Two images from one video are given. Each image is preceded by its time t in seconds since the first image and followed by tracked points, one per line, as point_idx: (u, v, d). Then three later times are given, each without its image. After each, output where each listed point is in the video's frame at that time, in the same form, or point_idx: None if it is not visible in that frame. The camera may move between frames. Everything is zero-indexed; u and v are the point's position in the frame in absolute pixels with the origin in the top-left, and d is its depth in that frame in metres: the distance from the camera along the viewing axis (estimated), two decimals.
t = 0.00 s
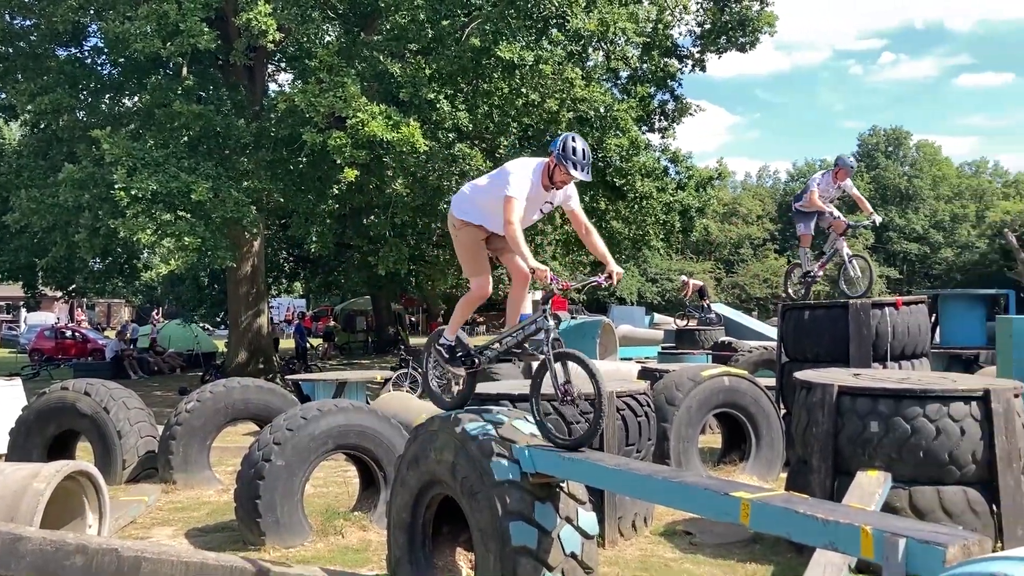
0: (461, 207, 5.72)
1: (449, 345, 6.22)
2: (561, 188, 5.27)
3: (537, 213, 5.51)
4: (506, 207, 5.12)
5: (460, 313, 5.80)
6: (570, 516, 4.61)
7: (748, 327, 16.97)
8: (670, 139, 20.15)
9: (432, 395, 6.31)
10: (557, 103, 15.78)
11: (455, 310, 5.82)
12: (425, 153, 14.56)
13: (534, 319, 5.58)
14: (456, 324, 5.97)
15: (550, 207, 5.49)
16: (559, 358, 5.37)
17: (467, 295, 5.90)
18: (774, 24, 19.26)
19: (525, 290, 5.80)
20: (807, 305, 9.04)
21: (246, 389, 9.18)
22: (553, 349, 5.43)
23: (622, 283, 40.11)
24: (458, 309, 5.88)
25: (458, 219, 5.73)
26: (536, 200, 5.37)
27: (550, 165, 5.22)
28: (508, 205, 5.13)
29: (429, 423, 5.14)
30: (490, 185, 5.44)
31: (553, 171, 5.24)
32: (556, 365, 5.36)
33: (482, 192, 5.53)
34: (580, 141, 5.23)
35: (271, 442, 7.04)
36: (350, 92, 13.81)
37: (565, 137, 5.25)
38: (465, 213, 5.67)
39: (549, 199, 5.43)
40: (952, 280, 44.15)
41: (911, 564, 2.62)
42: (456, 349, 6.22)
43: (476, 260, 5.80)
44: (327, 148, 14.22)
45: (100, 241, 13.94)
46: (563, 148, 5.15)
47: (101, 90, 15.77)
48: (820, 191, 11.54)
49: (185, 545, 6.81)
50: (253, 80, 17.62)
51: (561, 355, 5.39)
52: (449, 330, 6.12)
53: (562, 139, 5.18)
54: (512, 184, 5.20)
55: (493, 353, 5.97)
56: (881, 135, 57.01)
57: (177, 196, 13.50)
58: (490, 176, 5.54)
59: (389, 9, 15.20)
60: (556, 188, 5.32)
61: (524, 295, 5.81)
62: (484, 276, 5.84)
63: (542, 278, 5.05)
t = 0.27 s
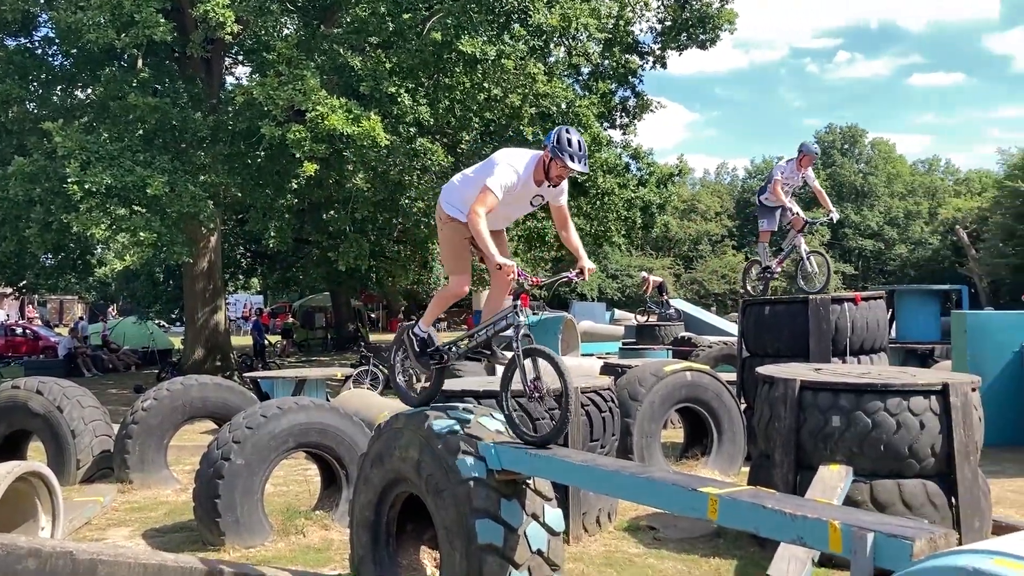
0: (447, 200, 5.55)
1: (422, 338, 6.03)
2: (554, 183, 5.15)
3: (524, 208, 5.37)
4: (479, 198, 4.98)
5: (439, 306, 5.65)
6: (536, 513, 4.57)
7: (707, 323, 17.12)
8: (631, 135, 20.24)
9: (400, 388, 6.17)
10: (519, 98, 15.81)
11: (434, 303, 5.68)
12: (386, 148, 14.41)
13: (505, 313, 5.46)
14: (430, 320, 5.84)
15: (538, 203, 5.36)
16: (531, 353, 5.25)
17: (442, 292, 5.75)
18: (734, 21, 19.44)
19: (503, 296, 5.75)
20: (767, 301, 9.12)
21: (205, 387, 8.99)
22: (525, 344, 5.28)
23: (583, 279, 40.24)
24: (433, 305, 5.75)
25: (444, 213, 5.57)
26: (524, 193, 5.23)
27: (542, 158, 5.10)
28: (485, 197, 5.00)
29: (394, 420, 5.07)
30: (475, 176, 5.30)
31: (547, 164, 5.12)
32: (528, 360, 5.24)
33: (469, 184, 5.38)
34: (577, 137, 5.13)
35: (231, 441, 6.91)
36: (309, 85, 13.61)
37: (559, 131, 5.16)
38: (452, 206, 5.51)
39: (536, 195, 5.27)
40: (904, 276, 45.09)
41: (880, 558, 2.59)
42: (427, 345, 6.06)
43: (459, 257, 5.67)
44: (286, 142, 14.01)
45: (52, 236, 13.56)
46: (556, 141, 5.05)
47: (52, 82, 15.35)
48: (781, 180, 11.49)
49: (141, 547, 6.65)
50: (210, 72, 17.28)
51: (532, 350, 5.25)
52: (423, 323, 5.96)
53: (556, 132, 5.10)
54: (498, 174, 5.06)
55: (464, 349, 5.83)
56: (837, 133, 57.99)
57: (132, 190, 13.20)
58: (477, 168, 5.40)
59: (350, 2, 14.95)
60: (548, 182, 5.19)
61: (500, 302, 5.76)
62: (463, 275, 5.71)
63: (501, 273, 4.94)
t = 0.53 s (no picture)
0: (446, 195, 5.52)
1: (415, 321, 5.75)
2: (554, 172, 5.08)
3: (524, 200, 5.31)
4: (473, 190, 4.92)
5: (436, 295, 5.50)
6: (501, 509, 4.59)
7: (665, 317, 17.27)
8: (590, 131, 20.32)
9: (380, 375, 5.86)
10: (479, 93, 15.77)
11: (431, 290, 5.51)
12: (344, 142, 14.22)
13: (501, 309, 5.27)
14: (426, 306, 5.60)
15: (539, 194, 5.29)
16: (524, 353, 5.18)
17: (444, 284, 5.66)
18: (691, 18, 19.61)
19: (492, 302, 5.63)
20: (726, 295, 9.24)
21: (161, 384, 8.81)
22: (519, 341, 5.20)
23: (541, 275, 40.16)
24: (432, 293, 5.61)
25: (443, 208, 5.54)
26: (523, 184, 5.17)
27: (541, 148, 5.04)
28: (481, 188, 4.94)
29: (357, 417, 5.03)
30: (473, 170, 5.26)
31: (547, 154, 5.06)
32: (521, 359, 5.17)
33: (466, 178, 5.35)
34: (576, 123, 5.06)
35: (189, 439, 6.79)
36: (266, 78, 13.42)
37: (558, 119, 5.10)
38: (450, 201, 5.48)
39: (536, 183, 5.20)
40: (854, 271, 46.04)
41: (848, 550, 2.65)
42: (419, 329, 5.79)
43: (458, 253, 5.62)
44: (243, 136, 13.79)
45: None
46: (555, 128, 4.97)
47: None
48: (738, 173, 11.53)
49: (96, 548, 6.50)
50: (163, 64, 16.90)
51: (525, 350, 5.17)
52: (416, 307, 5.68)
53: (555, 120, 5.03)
54: (495, 166, 5.01)
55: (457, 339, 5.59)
56: (790, 130, 58.94)
57: (84, 183, 12.88)
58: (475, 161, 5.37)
59: None
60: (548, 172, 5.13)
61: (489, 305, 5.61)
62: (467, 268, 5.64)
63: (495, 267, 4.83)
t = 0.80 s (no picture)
0: (455, 185, 5.29)
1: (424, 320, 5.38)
2: (570, 150, 4.86)
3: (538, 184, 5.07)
4: (486, 175, 4.67)
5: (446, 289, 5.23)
6: (463, 504, 4.58)
7: (619, 311, 17.41)
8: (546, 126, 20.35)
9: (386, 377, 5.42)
10: (435, 86, 15.90)
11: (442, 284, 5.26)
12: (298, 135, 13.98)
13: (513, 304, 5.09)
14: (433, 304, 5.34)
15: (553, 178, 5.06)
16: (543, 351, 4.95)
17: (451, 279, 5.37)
18: (646, 14, 19.75)
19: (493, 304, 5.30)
20: (682, 289, 9.34)
21: (112, 380, 8.61)
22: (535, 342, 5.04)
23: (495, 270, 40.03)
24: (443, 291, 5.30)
25: (449, 198, 5.30)
26: (536, 166, 4.93)
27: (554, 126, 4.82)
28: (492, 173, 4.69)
29: (316, 412, 4.97)
30: (483, 155, 5.04)
31: (562, 132, 4.84)
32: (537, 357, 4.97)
33: (477, 164, 5.11)
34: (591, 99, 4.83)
35: (142, 435, 6.65)
36: (219, 69, 13.17)
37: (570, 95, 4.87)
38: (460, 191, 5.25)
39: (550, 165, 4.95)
40: (803, 266, 46.94)
41: (810, 541, 2.70)
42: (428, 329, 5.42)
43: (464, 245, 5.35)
44: (195, 127, 13.52)
45: None
46: (568, 104, 4.74)
47: None
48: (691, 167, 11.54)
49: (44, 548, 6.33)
50: (111, 53, 16.49)
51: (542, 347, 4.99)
52: (427, 304, 5.35)
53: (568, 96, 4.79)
54: (506, 148, 4.78)
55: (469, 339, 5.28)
56: (741, 126, 59.81)
57: (28, 175, 12.55)
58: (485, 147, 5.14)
59: None
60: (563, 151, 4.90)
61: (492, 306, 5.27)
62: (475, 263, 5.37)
63: (503, 260, 4.51)
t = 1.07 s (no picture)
0: (447, 175, 4.76)
1: (419, 345, 4.90)
2: (577, 137, 4.38)
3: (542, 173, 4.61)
4: (496, 162, 4.22)
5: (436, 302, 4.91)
6: (420, 501, 4.57)
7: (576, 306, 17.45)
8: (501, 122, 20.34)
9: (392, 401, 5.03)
10: (390, 80, 15.81)
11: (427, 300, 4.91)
12: (250, 128, 13.72)
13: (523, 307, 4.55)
14: (427, 325, 4.91)
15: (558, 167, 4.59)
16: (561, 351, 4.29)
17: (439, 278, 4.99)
18: (601, 11, 19.89)
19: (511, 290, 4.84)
20: (636, 285, 9.42)
21: (58, 378, 8.38)
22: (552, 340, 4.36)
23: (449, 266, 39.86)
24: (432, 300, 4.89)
25: (442, 189, 4.75)
26: (543, 154, 4.47)
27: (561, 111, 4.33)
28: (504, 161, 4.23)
29: (269, 409, 4.90)
30: (484, 142, 4.53)
31: (567, 116, 4.35)
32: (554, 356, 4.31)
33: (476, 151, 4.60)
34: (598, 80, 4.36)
35: (90, 434, 6.49)
36: (168, 60, 12.88)
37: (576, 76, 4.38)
38: (455, 182, 4.72)
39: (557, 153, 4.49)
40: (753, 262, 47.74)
41: (767, 533, 2.76)
42: (428, 351, 4.90)
43: (456, 242, 4.85)
44: (144, 120, 13.28)
45: None
46: (577, 86, 4.26)
47: None
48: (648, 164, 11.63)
49: None
50: (56, 43, 16.08)
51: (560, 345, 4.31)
52: (419, 327, 4.92)
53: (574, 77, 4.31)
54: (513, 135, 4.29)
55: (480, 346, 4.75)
56: (693, 125, 60.56)
57: None
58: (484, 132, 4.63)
59: None
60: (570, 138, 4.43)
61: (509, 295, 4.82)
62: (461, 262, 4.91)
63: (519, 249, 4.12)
